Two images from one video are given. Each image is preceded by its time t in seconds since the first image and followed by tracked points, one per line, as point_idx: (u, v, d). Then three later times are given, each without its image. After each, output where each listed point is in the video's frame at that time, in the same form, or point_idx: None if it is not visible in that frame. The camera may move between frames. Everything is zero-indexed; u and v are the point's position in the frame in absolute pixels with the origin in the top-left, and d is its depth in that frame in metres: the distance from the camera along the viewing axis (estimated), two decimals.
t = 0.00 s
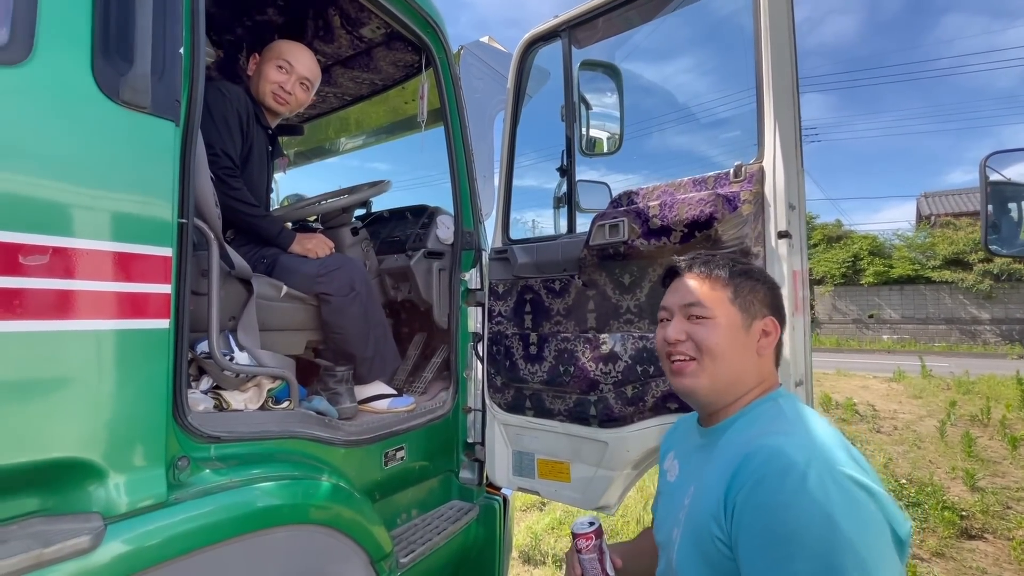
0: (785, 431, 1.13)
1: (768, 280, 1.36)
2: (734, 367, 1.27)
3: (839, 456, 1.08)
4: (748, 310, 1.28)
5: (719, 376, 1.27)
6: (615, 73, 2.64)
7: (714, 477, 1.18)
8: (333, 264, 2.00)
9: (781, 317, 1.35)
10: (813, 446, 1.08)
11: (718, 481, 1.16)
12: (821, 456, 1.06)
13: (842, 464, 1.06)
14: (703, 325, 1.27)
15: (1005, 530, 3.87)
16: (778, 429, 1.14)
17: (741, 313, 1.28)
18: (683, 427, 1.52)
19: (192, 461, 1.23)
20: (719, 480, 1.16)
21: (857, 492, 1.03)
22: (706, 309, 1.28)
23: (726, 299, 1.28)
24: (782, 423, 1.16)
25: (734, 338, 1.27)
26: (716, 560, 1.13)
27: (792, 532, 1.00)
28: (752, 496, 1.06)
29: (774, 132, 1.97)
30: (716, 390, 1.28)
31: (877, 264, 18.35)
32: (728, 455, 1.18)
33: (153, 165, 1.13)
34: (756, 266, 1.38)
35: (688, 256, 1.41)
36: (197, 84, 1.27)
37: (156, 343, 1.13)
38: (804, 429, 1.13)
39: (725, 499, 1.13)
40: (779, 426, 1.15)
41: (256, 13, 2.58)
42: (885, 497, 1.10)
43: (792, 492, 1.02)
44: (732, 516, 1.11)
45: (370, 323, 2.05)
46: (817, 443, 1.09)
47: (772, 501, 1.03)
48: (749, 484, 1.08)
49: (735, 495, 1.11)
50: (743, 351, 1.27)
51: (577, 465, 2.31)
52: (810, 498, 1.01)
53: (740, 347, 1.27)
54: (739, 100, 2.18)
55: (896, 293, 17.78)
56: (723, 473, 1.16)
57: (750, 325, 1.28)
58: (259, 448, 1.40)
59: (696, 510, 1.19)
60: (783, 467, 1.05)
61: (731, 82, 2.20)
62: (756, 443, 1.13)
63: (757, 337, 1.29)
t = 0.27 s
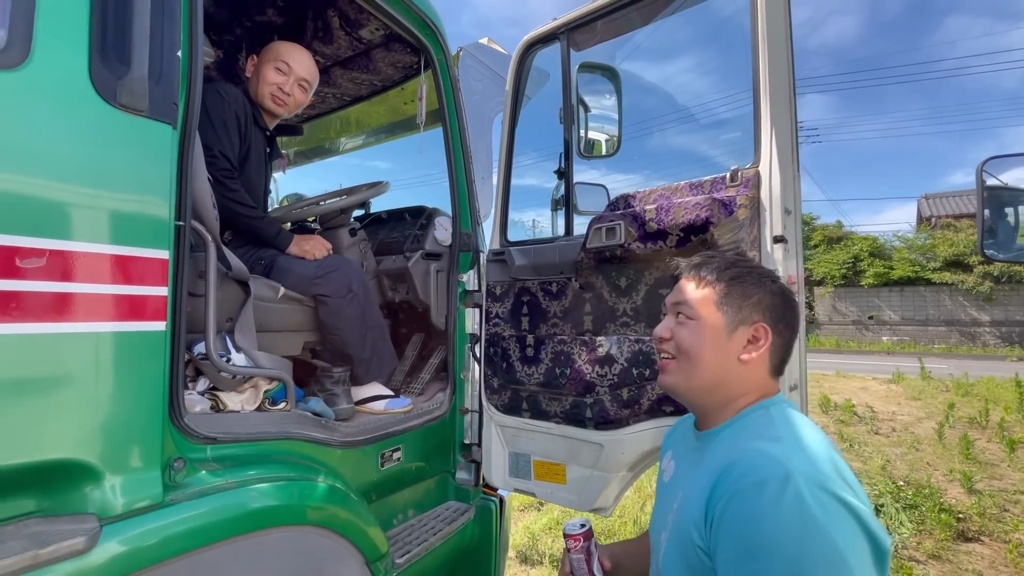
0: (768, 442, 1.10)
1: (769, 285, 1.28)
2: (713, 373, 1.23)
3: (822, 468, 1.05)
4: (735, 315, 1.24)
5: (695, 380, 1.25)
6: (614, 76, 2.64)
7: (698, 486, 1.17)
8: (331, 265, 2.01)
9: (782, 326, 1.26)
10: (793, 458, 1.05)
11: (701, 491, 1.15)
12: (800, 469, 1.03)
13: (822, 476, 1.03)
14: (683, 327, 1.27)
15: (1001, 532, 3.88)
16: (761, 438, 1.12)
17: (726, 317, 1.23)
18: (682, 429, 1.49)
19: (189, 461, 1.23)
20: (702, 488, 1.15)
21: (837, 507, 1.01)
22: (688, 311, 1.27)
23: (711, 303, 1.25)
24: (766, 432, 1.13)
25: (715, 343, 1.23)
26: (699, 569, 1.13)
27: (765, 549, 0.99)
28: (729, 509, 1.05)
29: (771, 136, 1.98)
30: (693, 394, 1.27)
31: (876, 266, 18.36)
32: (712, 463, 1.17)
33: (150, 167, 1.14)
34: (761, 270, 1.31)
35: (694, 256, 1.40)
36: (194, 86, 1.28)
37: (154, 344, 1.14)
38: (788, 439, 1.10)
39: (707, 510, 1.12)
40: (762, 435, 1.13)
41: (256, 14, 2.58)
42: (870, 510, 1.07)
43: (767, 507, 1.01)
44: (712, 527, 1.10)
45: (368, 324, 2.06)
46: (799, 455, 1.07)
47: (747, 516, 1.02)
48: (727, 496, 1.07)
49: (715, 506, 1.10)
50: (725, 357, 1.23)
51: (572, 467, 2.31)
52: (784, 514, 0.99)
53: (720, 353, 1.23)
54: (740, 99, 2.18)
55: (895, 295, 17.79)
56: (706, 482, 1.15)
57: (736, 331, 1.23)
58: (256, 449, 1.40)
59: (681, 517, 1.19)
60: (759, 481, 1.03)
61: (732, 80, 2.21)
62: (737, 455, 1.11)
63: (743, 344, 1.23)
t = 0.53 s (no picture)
0: (774, 442, 1.10)
1: (785, 282, 1.26)
2: (718, 367, 1.24)
3: (827, 472, 1.05)
4: (744, 310, 1.23)
5: (700, 372, 1.26)
6: (617, 72, 2.63)
7: (700, 482, 1.17)
8: (334, 260, 2.01)
9: (795, 325, 1.24)
10: (798, 461, 1.05)
11: (703, 487, 1.15)
12: (804, 472, 1.03)
13: (826, 481, 1.03)
14: (691, 318, 1.28)
15: (1000, 532, 3.88)
16: (767, 438, 1.12)
17: (735, 312, 1.23)
18: (692, 426, 1.47)
19: (193, 453, 1.24)
20: (704, 485, 1.15)
21: (839, 511, 1.01)
22: (697, 303, 1.28)
23: (722, 297, 1.25)
24: (772, 433, 1.13)
25: (722, 337, 1.23)
26: (697, 564, 1.14)
27: (764, 550, 0.99)
28: (730, 508, 1.05)
29: (774, 133, 1.98)
30: (698, 386, 1.28)
31: (877, 266, 18.35)
32: (716, 460, 1.17)
33: (156, 159, 1.14)
34: (779, 267, 1.29)
35: (715, 250, 1.40)
36: (200, 79, 1.28)
37: (156, 336, 1.14)
38: (795, 440, 1.10)
39: (708, 507, 1.12)
40: (768, 436, 1.12)
41: (260, 9, 2.59)
42: (872, 515, 1.07)
43: (769, 509, 1.01)
44: (712, 524, 1.11)
45: (370, 318, 2.06)
46: (804, 457, 1.06)
47: (748, 516, 1.02)
48: (729, 496, 1.07)
49: (716, 504, 1.10)
50: (731, 352, 1.23)
51: (573, 462, 2.32)
52: (785, 516, 1.00)
53: (727, 347, 1.23)
54: (742, 99, 2.18)
55: (896, 296, 17.78)
56: (708, 479, 1.15)
57: (745, 326, 1.22)
58: (258, 442, 1.41)
59: (682, 513, 1.19)
60: (763, 482, 1.03)
61: (733, 79, 2.22)
62: (743, 453, 1.11)
63: (752, 340, 1.22)
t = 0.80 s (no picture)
0: (779, 442, 1.10)
1: (798, 284, 1.26)
2: (725, 365, 1.24)
3: (828, 473, 1.05)
4: (754, 310, 1.23)
5: (707, 369, 1.27)
6: (623, 71, 2.63)
7: (701, 481, 1.17)
8: (339, 256, 2.01)
9: (806, 326, 1.24)
10: (799, 462, 1.05)
11: (703, 486, 1.15)
12: (805, 473, 1.03)
13: (827, 482, 1.03)
14: (700, 316, 1.29)
15: (1000, 533, 3.89)
16: (769, 439, 1.12)
17: (745, 311, 1.23)
18: (700, 423, 1.47)
19: (200, 446, 1.24)
20: (705, 484, 1.16)
21: (838, 513, 1.01)
22: (707, 301, 1.28)
23: (733, 296, 1.26)
24: (774, 433, 1.13)
25: (731, 335, 1.23)
26: (696, 562, 1.15)
27: (762, 550, 1.00)
28: (730, 508, 1.06)
29: (780, 132, 1.98)
30: (704, 383, 1.28)
31: (879, 266, 18.33)
32: (717, 459, 1.17)
33: (165, 153, 1.15)
34: (793, 269, 1.29)
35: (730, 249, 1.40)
36: (209, 74, 1.28)
37: (162, 330, 1.14)
38: (797, 441, 1.10)
39: (708, 505, 1.13)
40: (770, 436, 1.12)
41: (265, 4, 2.59)
42: (874, 518, 1.08)
43: (768, 510, 1.01)
44: (711, 523, 1.11)
45: (375, 314, 2.06)
46: (805, 459, 1.06)
47: (748, 516, 1.03)
48: (729, 495, 1.07)
49: (716, 503, 1.11)
50: (739, 351, 1.23)
51: (576, 459, 2.32)
52: (784, 517, 1.00)
53: (735, 346, 1.23)
54: (743, 99, 2.21)
55: (897, 296, 17.77)
56: (709, 478, 1.15)
57: (754, 326, 1.23)
58: (264, 436, 1.41)
59: (683, 510, 1.19)
60: (763, 483, 1.04)
61: (734, 78, 2.23)
62: (744, 453, 1.11)
63: (760, 340, 1.23)
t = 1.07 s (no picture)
0: (777, 438, 1.09)
1: (798, 281, 1.25)
2: (723, 363, 1.24)
3: (825, 470, 1.05)
4: (754, 307, 1.22)
5: (706, 367, 1.26)
6: (626, 68, 2.62)
7: (699, 477, 1.17)
8: (340, 251, 2.01)
9: (806, 324, 1.23)
10: (795, 459, 1.05)
11: (701, 482, 1.15)
12: (801, 470, 1.03)
13: (823, 480, 1.03)
14: (700, 314, 1.28)
15: (999, 534, 3.89)
16: (767, 436, 1.11)
17: (744, 309, 1.23)
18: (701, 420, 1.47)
19: (201, 441, 1.24)
20: (703, 480, 1.15)
21: (834, 511, 1.01)
22: (707, 299, 1.28)
23: (731, 294, 1.25)
24: (772, 430, 1.12)
25: (730, 333, 1.23)
26: (693, 557, 1.15)
27: (757, 547, 0.99)
28: (726, 504, 1.06)
29: (785, 129, 1.97)
30: (703, 380, 1.28)
31: (880, 267, 18.32)
32: (715, 456, 1.17)
33: (168, 146, 1.14)
34: (792, 266, 1.28)
35: (731, 245, 1.40)
36: (211, 67, 1.28)
37: (162, 324, 1.14)
38: (795, 438, 1.09)
39: (705, 502, 1.12)
40: (768, 433, 1.12)
41: None
42: (871, 516, 1.07)
43: (764, 506, 1.01)
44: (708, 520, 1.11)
45: (376, 310, 2.06)
46: (802, 455, 1.06)
47: (743, 513, 1.02)
48: (725, 492, 1.07)
49: (713, 499, 1.10)
50: (738, 349, 1.23)
51: (577, 457, 2.32)
52: (780, 514, 1.00)
53: (734, 344, 1.23)
54: (747, 97, 2.20)
55: (898, 297, 17.76)
56: (707, 474, 1.15)
57: (753, 324, 1.22)
58: (264, 431, 1.41)
59: (681, 506, 1.19)
60: (759, 479, 1.03)
61: (740, 77, 2.22)
62: (742, 450, 1.10)
63: (760, 338, 1.22)
